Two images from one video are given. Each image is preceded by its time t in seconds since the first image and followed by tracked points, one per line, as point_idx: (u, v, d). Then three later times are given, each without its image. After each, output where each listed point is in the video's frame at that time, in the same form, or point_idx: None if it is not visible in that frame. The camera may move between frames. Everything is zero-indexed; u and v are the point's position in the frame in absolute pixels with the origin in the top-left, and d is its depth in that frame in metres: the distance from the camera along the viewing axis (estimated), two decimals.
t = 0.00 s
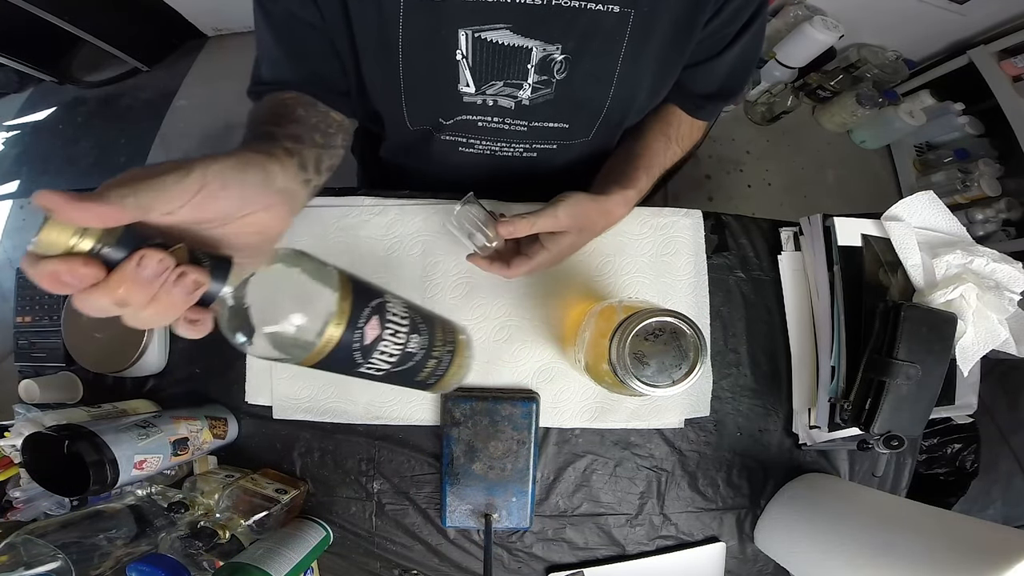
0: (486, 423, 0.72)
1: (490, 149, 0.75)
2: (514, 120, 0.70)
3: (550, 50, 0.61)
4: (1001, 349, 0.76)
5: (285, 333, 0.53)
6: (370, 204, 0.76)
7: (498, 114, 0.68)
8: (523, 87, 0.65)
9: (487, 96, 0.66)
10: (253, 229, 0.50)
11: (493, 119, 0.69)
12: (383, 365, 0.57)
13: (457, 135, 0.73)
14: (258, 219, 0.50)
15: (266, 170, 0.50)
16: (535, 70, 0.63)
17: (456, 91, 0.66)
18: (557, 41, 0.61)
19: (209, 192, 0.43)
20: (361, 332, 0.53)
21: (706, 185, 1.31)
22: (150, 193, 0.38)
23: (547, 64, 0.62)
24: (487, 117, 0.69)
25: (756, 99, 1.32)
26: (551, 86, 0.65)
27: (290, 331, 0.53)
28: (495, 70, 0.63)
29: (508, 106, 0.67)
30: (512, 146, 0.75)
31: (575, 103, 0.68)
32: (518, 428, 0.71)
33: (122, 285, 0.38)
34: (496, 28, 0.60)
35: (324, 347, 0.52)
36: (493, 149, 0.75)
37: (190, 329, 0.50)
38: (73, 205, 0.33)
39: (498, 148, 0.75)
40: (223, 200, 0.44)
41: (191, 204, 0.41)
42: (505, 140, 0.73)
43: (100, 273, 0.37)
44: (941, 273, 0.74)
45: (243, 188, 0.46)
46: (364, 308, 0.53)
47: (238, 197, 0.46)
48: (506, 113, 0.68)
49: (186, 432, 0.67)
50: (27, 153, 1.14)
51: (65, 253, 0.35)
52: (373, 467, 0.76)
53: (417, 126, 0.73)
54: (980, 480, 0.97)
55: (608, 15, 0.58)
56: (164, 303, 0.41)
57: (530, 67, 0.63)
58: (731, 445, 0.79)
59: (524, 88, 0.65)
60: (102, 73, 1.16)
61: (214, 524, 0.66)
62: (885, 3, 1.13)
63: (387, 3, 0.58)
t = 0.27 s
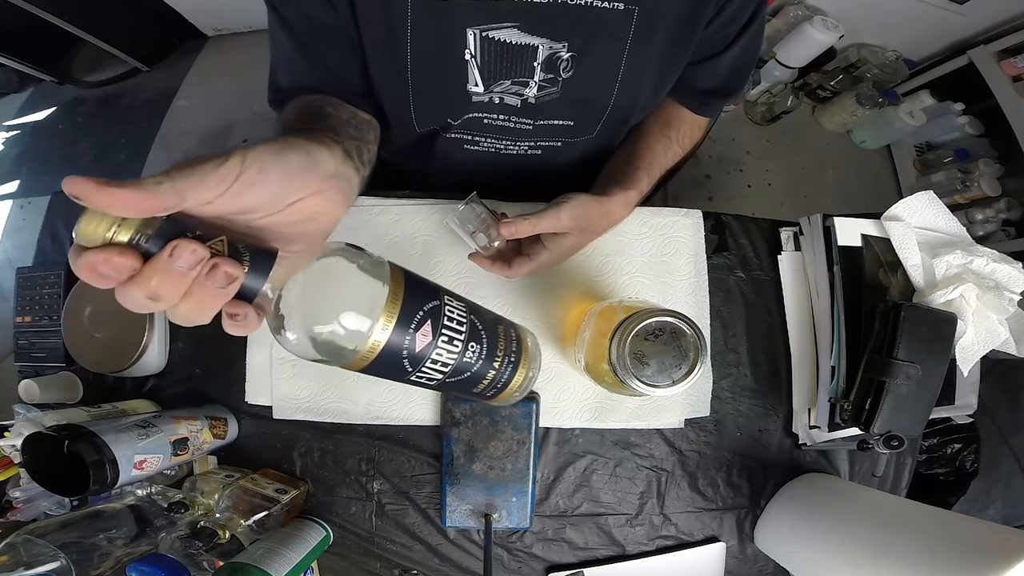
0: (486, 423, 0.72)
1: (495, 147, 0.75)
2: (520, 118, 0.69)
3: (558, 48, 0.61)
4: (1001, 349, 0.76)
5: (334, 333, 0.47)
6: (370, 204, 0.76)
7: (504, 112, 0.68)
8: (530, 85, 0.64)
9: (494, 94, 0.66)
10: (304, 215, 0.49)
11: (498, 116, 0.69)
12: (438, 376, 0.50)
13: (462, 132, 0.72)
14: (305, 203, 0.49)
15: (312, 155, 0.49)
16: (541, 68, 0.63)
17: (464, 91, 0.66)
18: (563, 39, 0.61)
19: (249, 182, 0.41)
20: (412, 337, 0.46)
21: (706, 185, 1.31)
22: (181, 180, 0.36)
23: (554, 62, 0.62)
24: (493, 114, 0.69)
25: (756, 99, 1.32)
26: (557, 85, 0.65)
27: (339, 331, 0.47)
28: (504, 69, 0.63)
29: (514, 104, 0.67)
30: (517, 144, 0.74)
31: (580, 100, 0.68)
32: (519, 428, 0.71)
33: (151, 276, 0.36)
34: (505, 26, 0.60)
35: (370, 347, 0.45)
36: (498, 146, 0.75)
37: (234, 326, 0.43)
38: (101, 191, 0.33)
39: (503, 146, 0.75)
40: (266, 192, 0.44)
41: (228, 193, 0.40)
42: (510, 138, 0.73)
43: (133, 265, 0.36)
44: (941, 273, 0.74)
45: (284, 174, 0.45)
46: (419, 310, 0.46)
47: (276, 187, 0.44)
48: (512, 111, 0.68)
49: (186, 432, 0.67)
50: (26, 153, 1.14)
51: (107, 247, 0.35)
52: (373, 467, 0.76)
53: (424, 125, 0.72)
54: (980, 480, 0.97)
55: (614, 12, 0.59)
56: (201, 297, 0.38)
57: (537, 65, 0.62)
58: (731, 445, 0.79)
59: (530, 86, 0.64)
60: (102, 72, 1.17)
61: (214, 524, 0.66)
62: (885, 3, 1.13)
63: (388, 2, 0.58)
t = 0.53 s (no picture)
0: (486, 423, 0.72)
1: (497, 146, 0.75)
2: (522, 117, 0.69)
3: (559, 47, 0.61)
4: (1001, 349, 0.76)
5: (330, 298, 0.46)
6: (370, 204, 0.76)
7: (505, 111, 0.68)
8: (531, 84, 0.64)
9: (495, 93, 0.66)
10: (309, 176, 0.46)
11: (500, 116, 0.69)
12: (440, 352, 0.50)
13: (464, 132, 0.72)
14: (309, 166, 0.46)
15: (307, 115, 0.46)
16: (542, 67, 0.63)
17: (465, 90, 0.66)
18: (565, 38, 0.61)
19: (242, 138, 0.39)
20: (412, 309, 0.45)
21: (706, 185, 1.31)
22: (172, 135, 0.34)
23: (555, 61, 0.62)
24: (495, 113, 0.69)
25: (756, 99, 1.32)
26: (559, 84, 0.65)
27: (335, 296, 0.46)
28: (505, 68, 0.63)
29: (516, 103, 0.67)
30: (519, 143, 0.74)
31: (582, 99, 0.68)
32: (518, 429, 0.71)
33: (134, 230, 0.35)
34: (506, 26, 0.60)
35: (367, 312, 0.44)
36: (500, 146, 0.75)
37: (228, 288, 0.42)
38: (88, 141, 0.31)
39: (505, 145, 0.75)
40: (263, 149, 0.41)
41: (221, 152, 0.38)
42: (513, 137, 0.73)
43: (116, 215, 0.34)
44: (941, 273, 0.74)
45: (278, 130, 0.42)
46: (421, 282, 0.45)
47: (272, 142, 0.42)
48: (514, 110, 0.68)
49: (186, 432, 0.67)
50: (26, 152, 1.13)
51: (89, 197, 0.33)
52: (373, 467, 0.76)
53: (425, 124, 0.72)
54: (980, 480, 0.97)
55: (615, 12, 0.59)
56: (186, 254, 0.37)
57: (538, 64, 0.62)
58: (731, 445, 0.79)
59: (531, 84, 0.65)
60: (102, 72, 1.17)
61: (214, 524, 0.66)
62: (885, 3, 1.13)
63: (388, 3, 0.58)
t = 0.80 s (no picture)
0: (486, 423, 0.72)
1: (496, 145, 0.75)
2: (521, 117, 0.69)
3: (559, 46, 0.61)
4: (1001, 349, 0.76)
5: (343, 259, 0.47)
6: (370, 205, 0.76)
7: (505, 110, 0.68)
8: (531, 83, 0.64)
9: (495, 92, 0.66)
10: (325, 142, 0.54)
11: (500, 115, 0.69)
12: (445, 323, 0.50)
13: (464, 131, 0.72)
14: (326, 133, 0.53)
15: (328, 86, 0.54)
16: (542, 67, 0.63)
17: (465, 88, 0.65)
18: (565, 38, 0.61)
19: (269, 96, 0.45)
20: (423, 274, 0.45)
21: (706, 185, 1.31)
22: (205, 86, 0.38)
23: (555, 61, 0.62)
24: (495, 112, 0.68)
25: (756, 99, 1.32)
26: (559, 83, 0.65)
27: (349, 256, 0.46)
28: (504, 67, 0.63)
29: (516, 102, 0.67)
30: (518, 142, 0.74)
31: (581, 99, 0.68)
32: (518, 429, 0.71)
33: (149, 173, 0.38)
34: (506, 25, 0.59)
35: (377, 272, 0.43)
36: (500, 144, 0.75)
37: (237, 244, 0.47)
38: (126, 79, 0.34)
39: (505, 144, 0.74)
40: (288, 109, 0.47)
41: (249, 106, 0.43)
42: (512, 136, 0.73)
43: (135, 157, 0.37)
44: (941, 273, 0.74)
45: (303, 95, 0.50)
46: (433, 246, 0.45)
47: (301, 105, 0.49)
48: (514, 109, 0.68)
49: (186, 432, 0.67)
50: (26, 152, 1.13)
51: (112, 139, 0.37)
52: (373, 467, 0.76)
53: (425, 123, 0.72)
54: (980, 480, 0.97)
55: (615, 12, 0.59)
56: (200, 199, 0.40)
57: (538, 63, 0.62)
58: (731, 445, 0.79)
59: (531, 84, 0.64)
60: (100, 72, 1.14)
61: (214, 524, 0.66)
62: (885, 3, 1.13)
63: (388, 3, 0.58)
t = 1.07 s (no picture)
0: (486, 423, 0.72)
1: (496, 143, 0.74)
2: (521, 115, 0.69)
3: (559, 44, 0.61)
4: (1001, 349, 0.76)
5: (332, 257, 0.47)
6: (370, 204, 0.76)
7: (505, 109, 0.68)
8: (531, 81, 0.64)
9: (494, 90, 0.65)
10: (319, 139, 0.54)
11: (500, 113, 0.69)
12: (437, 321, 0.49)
13: (463, 129, 0.72)
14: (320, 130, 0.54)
15: (327, 83, 0.54)
16: (542, 65, 0.63)
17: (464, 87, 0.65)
18: (565, 36, 0.61)
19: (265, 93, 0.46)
20: (417, 273, 0.45)
21: (706, 185, 1.31)
22: (201, 80, 0.39)
23: (555, 59, 0.62)
24: (495, 110, 0.68)
25: (757, 99, 1.32)
26: (558, 82, 0.65)
27: (338, 254, 0.46)
28: (504, 65, 0.63)
29: (515, 101, 0.67)
30: (518, 140, 0.74)
31: (581, 97, 0.68)
32: (519, 428, 0.71)
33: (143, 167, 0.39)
34: (506, 23, 0.60)
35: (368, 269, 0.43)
36: (499, 143, 0.74)
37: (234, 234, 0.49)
38: (121, 72, 0.35)
39: (505, 142, 0.74)
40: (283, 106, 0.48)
41: (245, 102, 0.44)
42: (512, 134, 0.72)
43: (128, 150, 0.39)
44: (941, 273, 0.74)
45: (299, 92, 0.50)
46: (427, 244, 0.45)
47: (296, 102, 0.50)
48: (513, 108, 0.68)
49: (186, 432, 0.67)
50: (26, 153, 1.13)
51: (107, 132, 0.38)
52: (373, 467, 0.76)
53: (425, 121, 0.72)
54: (980, 480, 0.97)
55: (615, 11, 0.59)
56: (192, 194, 0.42)
57: (538, 62, 0.62)
58: (731, 445, 0.79)
59: (531, 82, 0.64)
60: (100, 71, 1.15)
61: (214, 524, 0.66)
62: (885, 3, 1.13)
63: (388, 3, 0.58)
